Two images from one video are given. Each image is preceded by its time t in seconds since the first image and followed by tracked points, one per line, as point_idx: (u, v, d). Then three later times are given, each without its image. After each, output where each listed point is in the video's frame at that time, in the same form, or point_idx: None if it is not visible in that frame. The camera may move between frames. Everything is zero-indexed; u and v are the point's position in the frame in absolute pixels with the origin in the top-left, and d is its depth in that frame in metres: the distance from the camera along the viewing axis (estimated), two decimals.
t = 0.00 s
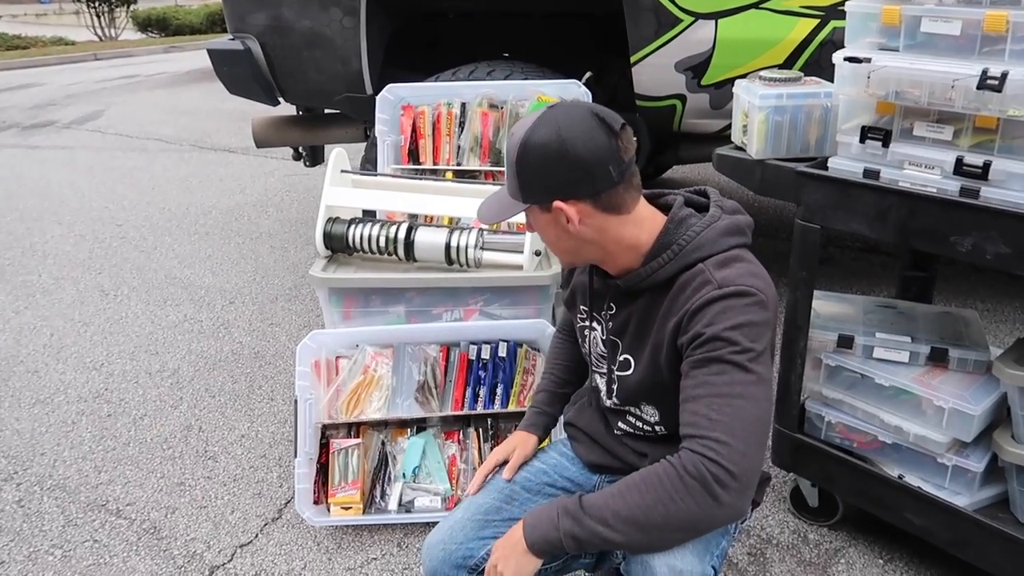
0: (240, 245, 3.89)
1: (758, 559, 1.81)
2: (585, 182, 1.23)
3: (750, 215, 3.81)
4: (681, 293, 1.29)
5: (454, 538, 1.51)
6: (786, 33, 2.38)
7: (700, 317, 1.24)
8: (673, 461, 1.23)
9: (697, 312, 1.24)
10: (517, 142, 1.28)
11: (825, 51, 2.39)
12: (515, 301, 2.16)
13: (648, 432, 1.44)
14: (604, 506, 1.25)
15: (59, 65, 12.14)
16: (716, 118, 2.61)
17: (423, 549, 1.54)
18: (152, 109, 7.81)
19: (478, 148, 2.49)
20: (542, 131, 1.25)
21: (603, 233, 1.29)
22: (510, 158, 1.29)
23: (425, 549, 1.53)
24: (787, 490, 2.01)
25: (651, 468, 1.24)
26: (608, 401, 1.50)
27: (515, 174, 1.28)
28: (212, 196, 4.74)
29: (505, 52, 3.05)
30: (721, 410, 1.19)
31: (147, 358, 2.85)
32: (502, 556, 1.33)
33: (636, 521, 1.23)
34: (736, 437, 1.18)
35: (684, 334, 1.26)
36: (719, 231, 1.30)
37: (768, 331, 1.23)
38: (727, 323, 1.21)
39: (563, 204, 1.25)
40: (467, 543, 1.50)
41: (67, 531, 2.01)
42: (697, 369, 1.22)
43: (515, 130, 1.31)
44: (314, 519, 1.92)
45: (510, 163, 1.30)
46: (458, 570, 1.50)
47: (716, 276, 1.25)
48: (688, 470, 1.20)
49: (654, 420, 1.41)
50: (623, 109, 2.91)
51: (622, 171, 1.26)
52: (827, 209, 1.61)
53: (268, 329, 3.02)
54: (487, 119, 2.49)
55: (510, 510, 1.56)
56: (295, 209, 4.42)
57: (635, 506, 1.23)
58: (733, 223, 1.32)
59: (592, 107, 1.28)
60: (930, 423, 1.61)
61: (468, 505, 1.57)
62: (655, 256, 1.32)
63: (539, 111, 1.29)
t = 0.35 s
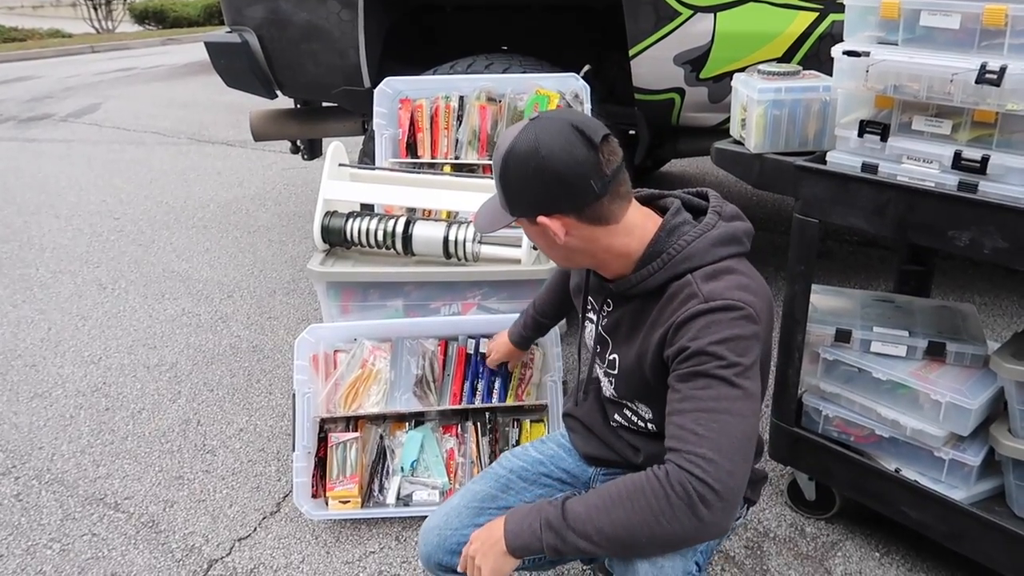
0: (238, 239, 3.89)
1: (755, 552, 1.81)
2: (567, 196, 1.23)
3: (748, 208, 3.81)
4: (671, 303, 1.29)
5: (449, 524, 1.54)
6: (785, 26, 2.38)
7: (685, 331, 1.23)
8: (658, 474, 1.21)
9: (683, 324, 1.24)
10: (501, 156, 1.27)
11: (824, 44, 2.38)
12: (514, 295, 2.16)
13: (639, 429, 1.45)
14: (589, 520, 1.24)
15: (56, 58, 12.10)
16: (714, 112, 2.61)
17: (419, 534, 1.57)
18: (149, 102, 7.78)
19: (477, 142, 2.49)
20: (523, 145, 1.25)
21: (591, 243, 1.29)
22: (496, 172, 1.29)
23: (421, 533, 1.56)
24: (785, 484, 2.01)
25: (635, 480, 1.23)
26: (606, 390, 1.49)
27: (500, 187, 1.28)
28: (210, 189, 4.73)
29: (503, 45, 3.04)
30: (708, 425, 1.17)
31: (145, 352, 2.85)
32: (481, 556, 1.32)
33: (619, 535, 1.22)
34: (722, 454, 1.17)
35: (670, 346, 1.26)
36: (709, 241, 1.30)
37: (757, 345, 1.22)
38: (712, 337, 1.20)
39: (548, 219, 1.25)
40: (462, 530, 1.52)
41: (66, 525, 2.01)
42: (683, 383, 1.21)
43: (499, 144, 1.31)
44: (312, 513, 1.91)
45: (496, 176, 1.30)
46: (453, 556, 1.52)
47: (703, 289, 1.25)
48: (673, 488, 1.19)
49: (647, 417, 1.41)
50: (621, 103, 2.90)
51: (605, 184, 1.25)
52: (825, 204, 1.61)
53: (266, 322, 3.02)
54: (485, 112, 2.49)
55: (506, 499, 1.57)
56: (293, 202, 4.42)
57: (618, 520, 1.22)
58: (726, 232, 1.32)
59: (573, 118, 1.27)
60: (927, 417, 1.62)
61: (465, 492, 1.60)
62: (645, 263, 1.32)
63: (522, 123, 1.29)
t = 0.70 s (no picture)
0: (234, 235, 3.88)
1: (751, 548, 1.81)
2: (568, 194, 1.22)
3: (745, 205, 3.81)
4: (669, 300, 1.29)
5: (442, 525, 1.53)
6: (781, 21, 2.38)
7: (683, 329, 1.23)
8: (657, 475, 1.20)
9: (681, 323, 1.24)
10: (502, 153, 1.27)
11: (819, 40, 2.38)
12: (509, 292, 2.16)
13: (632, 426, 1.45)
14: (587, 521, 1.23)
15: (51, 54, 12.06)
16: (710, 108, 2.60)
17: (415, 533, 1.57)
18: (144, 98, 7.75)
19: (472, 138, 2.48)
20: (524, 142, 1.24)
21: (590, 242, 1.29)
22: (495, 169, 1.28)
23: (416, 532, 1.56)
24: (780, 480, 2.02)
25: (634, 480, 1.22)
26: (597, 388, 1.49)
27: (500, 184, 1.27)
28: (206, 185, 4.72)
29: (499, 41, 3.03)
30: (707, 426, 1.17)
31: (140, 349, 2.84)
32: (475, 555, 1.30)
33: (618, 536, 1.22)
34: (722, 455, 1.17)
35: (668, 344, 1.26)
36: (708, 239, 1.30)
37: (754, 344, 1.22)
38: (711, 336, 1.20)
39: (549, 216, 1.24)
40: (455, 530, 1.52)
41: (61, 522, 2.01)
42: (681, 382, 1.21)
43: (499, 141, 1.30)
44: (307, 510, 1.92)
45: (495, 173, 1.29)
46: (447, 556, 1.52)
47: (702, 287, 1.25)
48: (673, 489, 1.18)
49: (640, 414, 1.41)
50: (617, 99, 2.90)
51: (606, 182, 1.24)
52: (821, 201, 1.60)
53: (262, 319, 3.01)
54: (481, 108, 2.48)
55: (498, 498, 1.57)
56: (289, 198, 4.41)
57: (617, 521, 1.21)
58: (724, 230, 1.32)
59: (574, 116, 1.26)
60: (922, 413, 1.62)
61: (458, 492, 1.59)
62: (643, 260, 1.32)
63: (522, 121, 1.28)
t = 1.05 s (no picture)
0: (231, 232, 3.87)
1: (747, 545, 1.81)
2: (573, 186, 1.22)
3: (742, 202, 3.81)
4: (667, 296, 1.29)
5: (440, 522, 1.53)
6: (779, 19, 2.37)
7: (683, 325, 1.23)
8: (660, 472, 1.20)
9: (681, 319, 1.24)
10: (506, 144, 1.26)
11: (817, 38, 2.38)
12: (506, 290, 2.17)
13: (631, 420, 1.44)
14: (590, 518, 1.22)
15: (48, 50, 12.03)
16: (708, 105, 2.60)
17: (411, 531, 1.57)
18: (142, 94, 7.74)
19: (470, 135, 2.48)
20: (529, 134, 1.23)
21: (591, 236, 1.29)
22: (498, 160, 1.27)
23: (412, 530, 1.55)
24: (777, 478, 2.02)
25: (636, 478, 1.21)
26: (594, 381, 1.49)
27: (504, 176, 1.26)
28: (203, 182, 4.71)
29: (497, 38, 3.03)
30: (709, 423, 1.17)
31: (137, 346, 2.84)
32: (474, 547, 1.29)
33: (620, 533, 1.22)
34: (724, 452, 1.16)
35: (668, 340, 1.26)
36: (708, 235, 1.30)
37: (754, 340, 1.22)
38: (711, 332, 1.20)
39: (551, 209, 1.24)
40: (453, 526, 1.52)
41: (58, 519, 2.00)
42: (681, 378, 1.21)
43: (503, 132, 1.29)
44: (304, 507, 1.92)
45: (498, 164, 1.28)
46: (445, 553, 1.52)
47: (701, 283, 1.25)
48: (676, 487, 1.18)
49: (638, 406, 1.41)
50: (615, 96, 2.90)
51: (610, 175, 1.25)
52: (819, 198, 1.60)
53: (259, 316, 3.01)
54: (478, 105, 2.48)
55: (496, 495, 1.58)
56: (286, 195, 4.40)
57: (620, 518, 1.21)
58: (723, 227, 1.32)
59: (579, 109, 1.26)
60: (919, 410, 1.62)
61: (455, 489, 1.59)
62: (642, 255, 1.32)
63: (527, 112, 1.27)
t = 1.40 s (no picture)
0: (227, 229, 3.87)
1: (743, 540, 1.83)
2: (583, 173, 1.23)
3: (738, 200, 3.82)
4: (669, 290, 1.30)
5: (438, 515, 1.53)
6: (774, 17, 2.38)
7: (684, 318, 1.24)
8: (655, 461, 1.21)
9: (681, 313, 1.25)
10: (517, 129, 1.26)
11: (812, 35, 2.39)
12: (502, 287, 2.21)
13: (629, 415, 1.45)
14: (585, 503, 1.24)
15: (42, 45, 11.98)
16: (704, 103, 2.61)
17: (409, 525, 1.57)
18: (136, 91, 7.72)
19: (467, 132, 2.48)
20: (542, 119, 1.24)
21: (595, 225, 1.30)
22: (509, 144, 1.28)
23: (410, 523, 1.55)
24: (773, 473, 2.03)
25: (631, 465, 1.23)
26: (594, 375, 1.50)
27: (513, 161, 1.27)
28: (198, 179, 4.70)
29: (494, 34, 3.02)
30: (706, 415, 1.18)
31: (134, 343, 2.83)
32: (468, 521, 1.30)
33: (614, 520, 1.23)
34: (721, 443, 1.18)
35: (668, 333, 1.26)
36: (710, 230, 1.31)
37: (754, 335, 1.23)
38: (712, 326, 1.21)
39: (558, 195, 1.25)
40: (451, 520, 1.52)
41: (55, 516, 2.01)
42: (680, 370, 1.22)
43: (514, 117, 1.29)
44: (301, 503, 1.92)
45: (508, 149, 1.28)
46: (442, 547, 1.53)
47: (703, 278, 1.26)
48: (670, 475, 1.19)
49: (637, 400, 1.41)
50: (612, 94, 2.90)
51: (620, 163, 1.25)
52: (814, 195, 1.61)
53: (255, 313, 3.01)
54: (475, 102, 2.48)
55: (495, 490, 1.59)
56: (282, 192, 4.40)
57: (615, 504, 1.22)
58: (725, 223, 1.32)
59: (591, 97, 1.27)
60: (913, 407, 1.63)
61: (454, 483, 1.61)
62: (644, 249, 1.33)
63: (538, 98, 1.28)
